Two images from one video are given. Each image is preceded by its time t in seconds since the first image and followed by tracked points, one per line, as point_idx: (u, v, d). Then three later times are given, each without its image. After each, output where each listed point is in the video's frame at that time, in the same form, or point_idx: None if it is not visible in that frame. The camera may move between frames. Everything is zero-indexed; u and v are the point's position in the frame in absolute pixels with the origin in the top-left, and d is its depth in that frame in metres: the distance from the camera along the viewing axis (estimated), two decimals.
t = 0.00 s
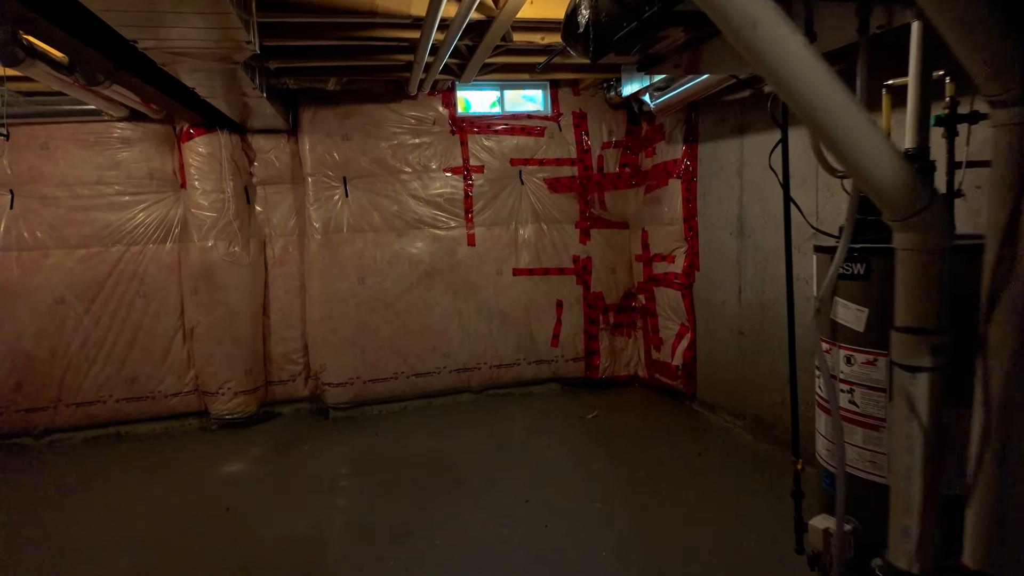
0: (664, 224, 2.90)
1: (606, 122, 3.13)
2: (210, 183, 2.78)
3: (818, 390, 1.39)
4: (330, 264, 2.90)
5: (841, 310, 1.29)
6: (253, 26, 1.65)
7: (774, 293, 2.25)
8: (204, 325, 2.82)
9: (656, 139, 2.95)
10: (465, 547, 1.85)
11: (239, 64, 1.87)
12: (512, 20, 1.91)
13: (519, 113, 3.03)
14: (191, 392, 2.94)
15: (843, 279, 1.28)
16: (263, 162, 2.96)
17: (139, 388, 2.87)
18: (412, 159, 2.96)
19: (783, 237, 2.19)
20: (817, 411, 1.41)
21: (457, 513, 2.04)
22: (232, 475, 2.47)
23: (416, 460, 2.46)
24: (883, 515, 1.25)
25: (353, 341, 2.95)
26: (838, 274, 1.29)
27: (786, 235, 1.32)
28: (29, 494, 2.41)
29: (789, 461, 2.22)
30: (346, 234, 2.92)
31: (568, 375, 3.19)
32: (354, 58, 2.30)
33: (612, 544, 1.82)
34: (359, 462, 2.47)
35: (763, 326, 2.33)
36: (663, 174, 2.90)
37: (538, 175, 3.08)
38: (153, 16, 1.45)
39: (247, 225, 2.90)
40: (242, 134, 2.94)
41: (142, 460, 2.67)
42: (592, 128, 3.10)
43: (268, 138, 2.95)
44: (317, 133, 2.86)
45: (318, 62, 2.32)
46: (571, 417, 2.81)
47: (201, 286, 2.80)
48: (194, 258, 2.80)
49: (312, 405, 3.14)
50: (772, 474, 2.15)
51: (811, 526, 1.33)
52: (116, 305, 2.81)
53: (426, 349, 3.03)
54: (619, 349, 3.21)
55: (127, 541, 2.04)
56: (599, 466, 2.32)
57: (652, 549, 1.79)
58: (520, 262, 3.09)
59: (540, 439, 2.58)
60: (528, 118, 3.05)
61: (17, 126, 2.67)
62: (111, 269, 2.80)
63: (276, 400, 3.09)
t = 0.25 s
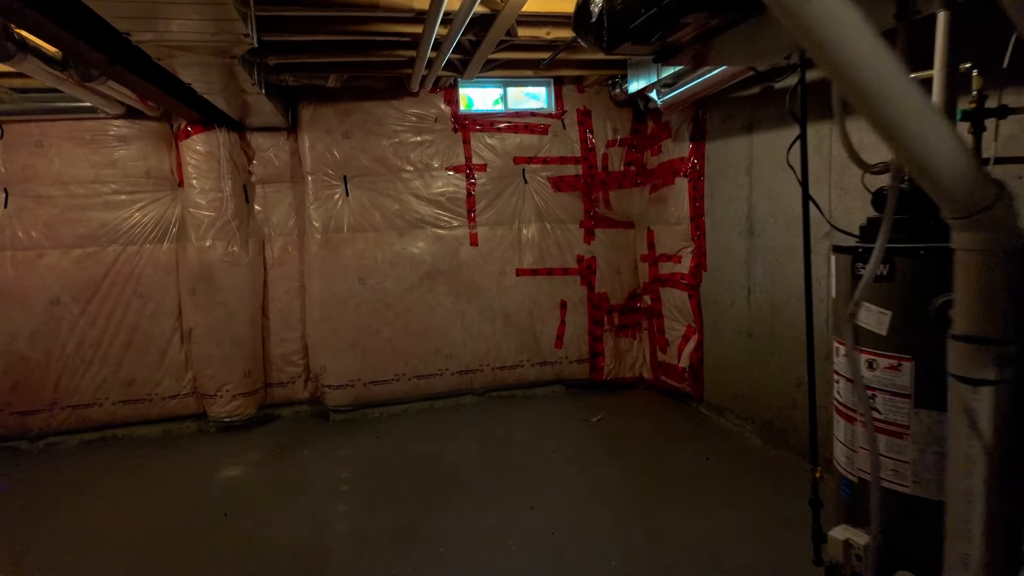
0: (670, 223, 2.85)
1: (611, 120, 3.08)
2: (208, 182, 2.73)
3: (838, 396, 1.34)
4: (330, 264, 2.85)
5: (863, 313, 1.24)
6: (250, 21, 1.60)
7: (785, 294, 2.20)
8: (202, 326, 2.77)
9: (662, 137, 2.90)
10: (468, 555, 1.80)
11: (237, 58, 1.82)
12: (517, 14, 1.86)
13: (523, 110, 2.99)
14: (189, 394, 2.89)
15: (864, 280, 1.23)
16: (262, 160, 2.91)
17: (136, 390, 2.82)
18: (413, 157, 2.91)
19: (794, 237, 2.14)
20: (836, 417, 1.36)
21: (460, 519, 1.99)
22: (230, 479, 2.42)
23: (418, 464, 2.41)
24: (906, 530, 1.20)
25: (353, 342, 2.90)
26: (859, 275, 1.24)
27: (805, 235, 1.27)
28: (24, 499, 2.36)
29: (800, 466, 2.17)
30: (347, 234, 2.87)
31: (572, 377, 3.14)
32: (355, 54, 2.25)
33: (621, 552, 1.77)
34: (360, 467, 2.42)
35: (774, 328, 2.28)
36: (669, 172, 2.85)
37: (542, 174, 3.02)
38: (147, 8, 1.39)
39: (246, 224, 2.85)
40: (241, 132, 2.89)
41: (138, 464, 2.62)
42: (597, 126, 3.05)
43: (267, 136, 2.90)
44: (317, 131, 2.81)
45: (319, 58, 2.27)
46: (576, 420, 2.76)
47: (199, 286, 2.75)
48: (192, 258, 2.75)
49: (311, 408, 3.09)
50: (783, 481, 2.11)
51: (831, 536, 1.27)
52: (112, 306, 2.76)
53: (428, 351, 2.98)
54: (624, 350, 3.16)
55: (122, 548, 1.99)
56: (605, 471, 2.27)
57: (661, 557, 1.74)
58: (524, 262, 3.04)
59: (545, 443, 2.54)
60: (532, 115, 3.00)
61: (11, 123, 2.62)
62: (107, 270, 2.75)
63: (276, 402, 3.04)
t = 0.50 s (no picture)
0: (677, 222, 2.81)
1: (617, 117, 3.03)
2: (208, 180, 2.69)
3: (859, 400, 1.30)
4: (332, 263, 2.81)
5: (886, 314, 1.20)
6: (252, 12, 1.56)
7: (797, 294, 2.16)
8: (202, 326, 2.73)
9: (669, 134, 2.85)
10: (476, 561, 1.75)
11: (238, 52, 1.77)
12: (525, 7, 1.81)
13: (527, 107, 2.95)
14: (189, 395, 2.85)
15: (887, 280, 1.19)
16: (263, 158, 2.87)
17: (135, 391, 2.78)
18: (417, 155, 2.87)
19: (806, 236, 2.09)
20: (856, 422, 1.32)
21: (467, 524, 1.95)
22: (231, 482, 2.38)
23: (423, 467, 2.36)
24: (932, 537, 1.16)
25: (355, 342, 2.85)
26: (882, 275, 1.20)
27: (825, 233, 1.23)
28: (20, 502, 2.31)
29: (812, 470, 2.13)
30: (349, 232, 2.83)
31: (577, 378, 3.10)
32: (359, 49, 2.21)
33: (632, 558, 1.73)
34: (363, 469, 2.38)
35: (784, 328, 2.24)
36: (676, 170, 2.81)
37: (547, 172, 2.98)
38: None
39: (246, 223, 2.81)
40: (241, 129, 2.85)
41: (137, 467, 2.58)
42: (602, 123, 3.00)
43: (268, 133, 2.86)
44: (319, 128, 2.76)
45: (321, 54, 2.23)
46: (582, 422, 2.72)
47: (199, 286, 2.71)
48: (191, 257, 2.71)
49: (313, 409, 3.05)
50: (795, 485, 2.06)
51: (852, 544, 1.23)
52: (111, 306, 2.72)
53: (431, 352, 2.94)
54: (629, 351, 3.12)
55: (121, 553, 1.95)
56: (613, 474, 2.23)
57: (673, 563, 1.70)
58: (528, 262, 2.99)
59: (551, 445, 2.50)
60: (536, 113, 2.96)
61: (8, 120, 2.57)
62: (105, 269, 2.70)
63: (277, 404, 3.00)
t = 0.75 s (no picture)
0: (686, 221, 2.76)
1: (624, 115, 2.99)
2: (209, 178, 2.64)
3: (883, 406, 1.25)
4: (334, 263, 2.76)
5: (915, 317, 1.15)
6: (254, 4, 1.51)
7: (810, 295, 2.11)
8: (203, 327, 2.68)
9: (678, 132, 2.81)
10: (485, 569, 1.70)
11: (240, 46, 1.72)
12: None
13: (533, 105, 2.90)
14: (189, 397, 2.80)
15: (916, 281, 1.14)
16: (264, 156, 2.82)
17: (135, 393, 2.73)
18: (421, 152, 2.82)
19: (821, 236, 2.05)
20: (880, 428, 1.28)
21: (474, 531, 1.90)
22: (232, 486, 2.33)
23: (428, 472, 2.32)
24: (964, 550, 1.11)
25: (358, 344, 2.81)
26: (911, 276, 1.15)
27: (852, 231, 1.18)
28: (17, 507, 2.27)
29: (827, 475, 2.08)
30: (352, 232, 2.78)
31: (584, 379, 3.05)
32: (363, 44, 2.16)
33: (644, 566, 1.68)
34: (367, 474, 2.34)
35: (798, 330, 2.19)
36: (685, 169, 2.76)
37: (553, 170, 2.93)
38: None
39: (248, 222, 2.76)
40: (243, 127, 2.80)
41: (137, 470, 2.53)
42: (609, 121, 2.96)
43: (270, 130, 2.82)
44: (322, 126, 2.71)
45: (324, 49, 2.18)
46: (589, 425, 2.68)
47: (199, 286, 2.66)
48: (192, 257, 2.66)
49: (315, 411, 3.00)
50: (809, 490, 2.02)
51: (878, 555, 1.18)
52: (110, 306, 2.67)
53: (435, 353, 2.89)
54: (636, 352, 3.07)
55: (119, 560, 1.90)
56: (622, 479, 2.18)
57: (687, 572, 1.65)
58: (534, 261, 2.95)
59: (558, 448, 2.45)
60: (542, 110, 2.91)
61: (4, 117, 2.52)
62: (104, 269, 2.65)
63: (278, 405, 2.95)
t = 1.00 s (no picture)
0: (694, 222, 2.72)
1: (631, 114, 2.94)
2: (210, 177, 2.60)
3: (909, 413, 1.21)
4: (338, 264, 2.72)
5: (944, 322, 1.11)
6: None
7: (824, 296, 2.07)
8: (204, 329, 2.64)
9: (686, 131, 2.76)
10: None
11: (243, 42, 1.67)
12: None
13: (538, 103, 2.86)
14: (190, 400, 2.76)
15: (946, 285, 1.10)
16: (266, 155, 2.78)
17: (135, 396, 2.69)
18: (425, 152, 2.78)
19: (835, 237, 2.01)
20: (906, 436, 1.24)
21: (482, 539, 1.86)
22: (234, 492, 2.29)
23: (433, 477, 2.28)
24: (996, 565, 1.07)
25: (362, 346, 2.77)
26: (940, 280, 1.11)
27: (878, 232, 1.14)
28: (16, 513, 2.23)
29: (841, 481, 2.04)
30: (356, 232, 2.74)
31: (590, 382, 3.01)
32: (368, 42, 2.12)
33: None
34: (371, 479, 2.29)
35: (810, 333, 2.15)
36: (693, 168, 2.72)
37: (559, 170, 2.89)
38: None
39: (250, 222, 2.72)
40: (245, 126, 2.76)
41: (137, 474, 2.49)
42: (616, 120, 2.91)
43: (272, 129, 2.78)
44: (325, 125, 2.67)
45: (329, 46, 2.14)
46: (596, 428, 2.64)
47: (200, 287, 2.62)
48: (193, 258, 2.62)
49: (317, 414, 2.96)
50: (824, 497, 1.98)
51: (905, 568, 1.14)
52: (110, 308, 2.63)
53: (440, 355, 2.85)
54: (643, 354, 3.03)
55: (119, 568, 1.86)
56: (632, 484, 2.14)
57: None
58: (540, 262, 2.90)
59: (566, 452, 2.41)
60: (548, 109, 2.87)
61: (3, 116, 2.48)
62: (104, 270, 2.61)
63: (280, 408, 2.91)
